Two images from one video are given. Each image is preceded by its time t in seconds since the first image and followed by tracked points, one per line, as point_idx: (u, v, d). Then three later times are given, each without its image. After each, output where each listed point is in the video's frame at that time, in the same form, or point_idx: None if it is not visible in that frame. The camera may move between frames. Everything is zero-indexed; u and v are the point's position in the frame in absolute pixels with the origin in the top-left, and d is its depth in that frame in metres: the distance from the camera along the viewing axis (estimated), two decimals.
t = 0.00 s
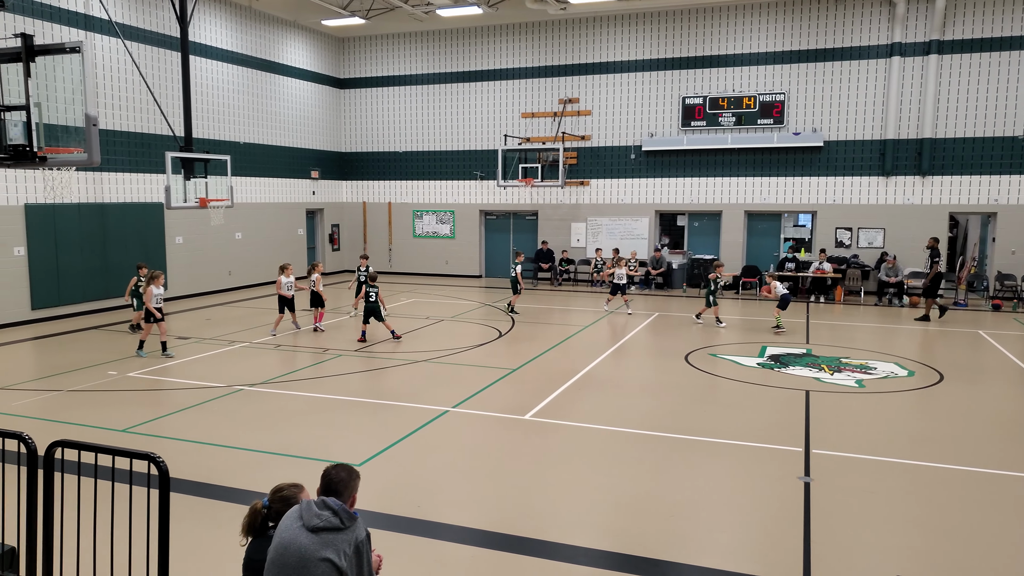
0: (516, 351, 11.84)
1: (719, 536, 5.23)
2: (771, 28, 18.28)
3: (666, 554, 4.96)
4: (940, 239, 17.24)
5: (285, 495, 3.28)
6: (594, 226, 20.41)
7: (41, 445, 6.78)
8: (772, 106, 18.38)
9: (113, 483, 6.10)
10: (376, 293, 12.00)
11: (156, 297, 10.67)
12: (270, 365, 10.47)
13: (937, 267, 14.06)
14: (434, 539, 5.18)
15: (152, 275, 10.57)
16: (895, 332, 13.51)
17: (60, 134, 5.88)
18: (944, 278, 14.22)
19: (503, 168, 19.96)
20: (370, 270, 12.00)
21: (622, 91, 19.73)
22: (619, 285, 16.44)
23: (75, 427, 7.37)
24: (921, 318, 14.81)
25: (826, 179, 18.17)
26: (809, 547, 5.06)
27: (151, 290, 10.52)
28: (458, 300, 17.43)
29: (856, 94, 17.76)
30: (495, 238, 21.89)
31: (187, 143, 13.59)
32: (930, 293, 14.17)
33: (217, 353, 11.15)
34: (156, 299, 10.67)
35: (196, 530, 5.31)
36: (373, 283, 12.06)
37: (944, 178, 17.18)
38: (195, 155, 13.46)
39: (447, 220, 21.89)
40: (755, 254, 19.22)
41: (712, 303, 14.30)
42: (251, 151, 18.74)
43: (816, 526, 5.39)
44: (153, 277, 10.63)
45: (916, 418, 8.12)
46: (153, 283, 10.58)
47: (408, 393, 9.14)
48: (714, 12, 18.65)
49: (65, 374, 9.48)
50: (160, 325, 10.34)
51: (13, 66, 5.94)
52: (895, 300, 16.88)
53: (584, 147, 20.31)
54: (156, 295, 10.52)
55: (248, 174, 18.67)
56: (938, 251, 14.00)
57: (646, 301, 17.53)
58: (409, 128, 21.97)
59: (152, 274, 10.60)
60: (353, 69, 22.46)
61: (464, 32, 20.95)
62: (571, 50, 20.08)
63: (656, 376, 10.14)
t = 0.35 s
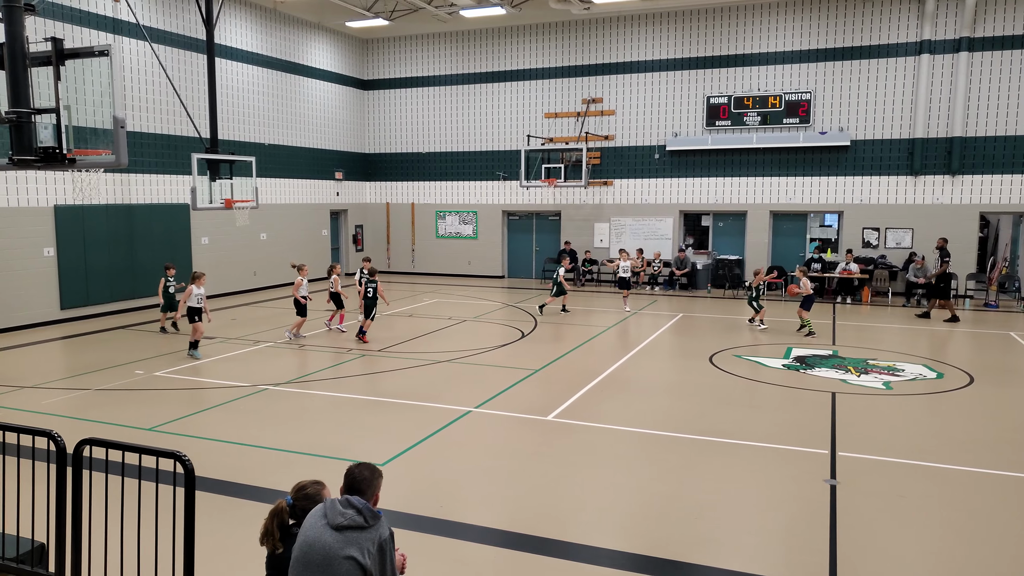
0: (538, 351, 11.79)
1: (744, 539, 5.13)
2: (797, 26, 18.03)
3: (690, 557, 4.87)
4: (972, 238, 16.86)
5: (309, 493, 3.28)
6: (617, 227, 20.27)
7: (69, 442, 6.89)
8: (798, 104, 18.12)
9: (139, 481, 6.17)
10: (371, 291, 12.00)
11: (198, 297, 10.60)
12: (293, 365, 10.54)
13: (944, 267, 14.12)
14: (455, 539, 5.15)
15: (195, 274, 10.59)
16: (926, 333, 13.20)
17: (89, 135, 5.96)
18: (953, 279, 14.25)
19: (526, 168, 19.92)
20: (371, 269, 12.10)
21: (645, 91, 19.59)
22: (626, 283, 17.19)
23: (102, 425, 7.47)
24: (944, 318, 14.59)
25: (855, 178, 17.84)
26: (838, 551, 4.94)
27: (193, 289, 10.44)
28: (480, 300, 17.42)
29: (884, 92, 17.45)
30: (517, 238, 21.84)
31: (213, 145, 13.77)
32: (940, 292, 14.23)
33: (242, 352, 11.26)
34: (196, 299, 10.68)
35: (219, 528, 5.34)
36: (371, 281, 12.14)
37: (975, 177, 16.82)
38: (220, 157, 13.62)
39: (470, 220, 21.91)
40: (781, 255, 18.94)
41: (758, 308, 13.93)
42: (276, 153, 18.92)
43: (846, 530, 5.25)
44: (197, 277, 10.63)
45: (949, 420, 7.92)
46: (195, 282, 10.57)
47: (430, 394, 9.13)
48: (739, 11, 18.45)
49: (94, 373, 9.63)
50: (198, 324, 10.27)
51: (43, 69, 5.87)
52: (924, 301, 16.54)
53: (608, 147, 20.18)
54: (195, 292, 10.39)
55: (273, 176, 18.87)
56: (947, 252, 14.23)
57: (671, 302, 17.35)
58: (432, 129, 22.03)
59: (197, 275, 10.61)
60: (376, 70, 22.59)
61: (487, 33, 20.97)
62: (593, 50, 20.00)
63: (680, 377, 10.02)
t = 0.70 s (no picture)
0: (549, 351, 11.76)
1: (758, 540, 5.09)
2: (810, 25, 17.90)
3: (703, 557, 4.84)
4: (987, 239, 16.66)
5: (320, 491, 3.29)
6: (629, 227, 20.19)
7: (84, 442, 6.94)
8: (811, 104, 17.99)
9: (153, 480, 6.21)
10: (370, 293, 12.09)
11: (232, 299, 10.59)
12: (305, 365, 10.58)
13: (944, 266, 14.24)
14: (466, 539, 5.14)
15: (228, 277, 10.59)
16: (943, 334, 13.05)
17: (104, 137, 6.06)
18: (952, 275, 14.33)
19: (538, 169, 19.89)
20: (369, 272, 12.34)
21: (656, 91, 19.51)
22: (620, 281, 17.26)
23: (116, 424, 7.52)
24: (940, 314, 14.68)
25: (869, 178, 17.68)
26: (852, 553, 4.88)
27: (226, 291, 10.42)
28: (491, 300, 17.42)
29: (898, 92, 17.28)
30: (529, 238, 21.82)
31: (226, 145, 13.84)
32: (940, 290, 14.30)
33: (255, 352, 11.32)
34: (228, 302, 10.67)
35: (232, 527, 5.37)
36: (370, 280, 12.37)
37: (990, 177, 16.63)
38: (233, 157, 13.67)
39: (482, 221, 21.91)
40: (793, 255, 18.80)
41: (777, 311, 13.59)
42: (289, 153, 19.01)
43: (861, 531, 5.20)
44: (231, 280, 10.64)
45: (966, 422, 7.81)
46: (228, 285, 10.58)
47: (441, 394, 9.13)
48: (751, 10, 18.34)
49: (109, 373, 9.71)
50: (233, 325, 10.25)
51: (58, 71, 5.95)
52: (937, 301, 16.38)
53: (619, 147, 20.10)
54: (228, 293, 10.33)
55: (286, 176, 18.97)
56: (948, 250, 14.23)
57: (683, 302, 17.26)
58: (444, 129, 22.05)
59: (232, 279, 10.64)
60: (388, 71, 22.64)
61: (498, 33, 20.98)
62: (605, 50, 19.94)
63: (693, 378, 9.95)
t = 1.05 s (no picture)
0: (554, 351, 11.73)
1: (764, 540, 5.05)
2: (815, 25, 17.83)
3: (709, 557, 4.81)
4: (993, 239, 16.56)
5: (327, 491, 3.27)
6: (633, 228, 20.13)
7: (89, 441, 6.94)
8: (816, 104, 17.92)
9: (157, 480, 6.21)
10: (366, 292, 12.16)
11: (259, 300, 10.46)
12: (310, 365, 10.57)
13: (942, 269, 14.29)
14: (470, 538, 5.13)
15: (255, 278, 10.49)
16: (950, 334, 12.95)
17: (109, 137, 6.14)
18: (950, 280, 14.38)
19: (542, 169, 19.83)
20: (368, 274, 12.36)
21: (661, 91, 19.46)
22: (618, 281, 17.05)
23: (121, 424, 7.53)
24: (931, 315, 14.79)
25: (874, 178, 17.59)
26: (859, 553, 4.84)
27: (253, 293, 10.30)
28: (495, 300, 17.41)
29: (904, 91, 17.20)
30: (533, 239, 21.80)
31: (231, 146, 13.87)
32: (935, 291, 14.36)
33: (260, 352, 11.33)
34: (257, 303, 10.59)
35: (237, 527, 5.36)
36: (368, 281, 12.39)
37: (996, 177, 16.54)
38: (238, 157, 13.68)
39: (487, 221, 21.90)
40: (798, 255, 18.73)
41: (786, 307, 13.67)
42: (293, 154, 19.03)
43: (867, 531, 5.16)
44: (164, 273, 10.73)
45: (973, 422, 7.75)
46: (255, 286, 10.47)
47: (446, 394, 9.11)
48: (756, 10, 18.28)
49: (114, 373, 9.73)
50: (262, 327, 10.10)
51: (64, 71, 5.95)
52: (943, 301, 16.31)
53: (624, 147, 20.04)
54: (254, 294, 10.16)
55: (291, 176, 18.99)
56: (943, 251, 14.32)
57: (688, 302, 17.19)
58: (448, 129, 22.04)
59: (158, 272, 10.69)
60: (394, 71, 22.65)
61: (503, 34, 20.98)
62: (609, 50, 19.91)
63: (699, 378, 9.91)
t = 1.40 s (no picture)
0: (556, 351, 11.72)
1: (767, 540, 5.03)
2: (817, 25, 17.81)
3: (711, 557, 4.80)
4: (996, 239, 16.51)
5: (331, 492, 3.30)
6: (636, 228, 20.10)
7: (91, 441, 6.95)
8: (818, 105, 17.89)
9: (160, 480, 6.21)
10: (367, 290, 12.15)
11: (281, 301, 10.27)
12: (312, 365, 10.56)
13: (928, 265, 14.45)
14: (472, 538, 5.12)
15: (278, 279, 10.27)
16: (954, 334, 12.90)
17: (112, 137, 6.14)
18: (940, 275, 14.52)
19: (544, 169, 19.80)
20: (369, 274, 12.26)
21: (662, 91, 19.44)
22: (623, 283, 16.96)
23: (123, 424, 7.54)
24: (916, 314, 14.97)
25: (877, 178, 17.55)
26: (862, 553, 4.83)
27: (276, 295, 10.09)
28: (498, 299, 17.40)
29: (907, 92, 17.16)
30: (535, 239, 21.78)
31: (233, 145, 13.86)
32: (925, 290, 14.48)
33: (262, 352, 11.33)
34: (279, 303, 10.39)
35: (239, 527, 5.36)
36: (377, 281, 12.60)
37: (998, 177, 16.49)
38: (240, 157, 13.65)
39: (489, 221, 21.89)
40: (801, 255, 18.69)
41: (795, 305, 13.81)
42: (296, 154, 19.03)
43: (870, 531, 5.14)
44: None
45: (977, 422, 7.72)
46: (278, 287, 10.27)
47: (448, 394, 9.10)
48: (758, 11, 18.25)
49: (116, 373, 9.74)
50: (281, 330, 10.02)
51: (66, 71, 5.98)
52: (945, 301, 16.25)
53: (626, 147, 20.01)
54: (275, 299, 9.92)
55: (293, 176, 19.00)
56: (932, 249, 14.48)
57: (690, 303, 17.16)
58: (450, 129, 22.04)
59: None
60: (396, 71, 22.64)
61: (505, 34, 20.97)
62: (611, 51, 19.89)
63: (701, 378, 9.89)
